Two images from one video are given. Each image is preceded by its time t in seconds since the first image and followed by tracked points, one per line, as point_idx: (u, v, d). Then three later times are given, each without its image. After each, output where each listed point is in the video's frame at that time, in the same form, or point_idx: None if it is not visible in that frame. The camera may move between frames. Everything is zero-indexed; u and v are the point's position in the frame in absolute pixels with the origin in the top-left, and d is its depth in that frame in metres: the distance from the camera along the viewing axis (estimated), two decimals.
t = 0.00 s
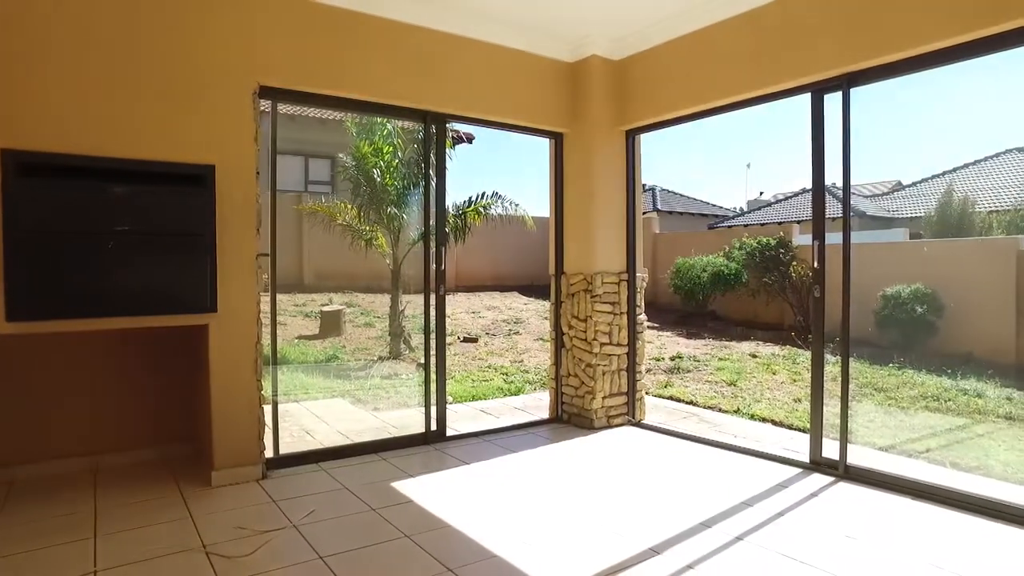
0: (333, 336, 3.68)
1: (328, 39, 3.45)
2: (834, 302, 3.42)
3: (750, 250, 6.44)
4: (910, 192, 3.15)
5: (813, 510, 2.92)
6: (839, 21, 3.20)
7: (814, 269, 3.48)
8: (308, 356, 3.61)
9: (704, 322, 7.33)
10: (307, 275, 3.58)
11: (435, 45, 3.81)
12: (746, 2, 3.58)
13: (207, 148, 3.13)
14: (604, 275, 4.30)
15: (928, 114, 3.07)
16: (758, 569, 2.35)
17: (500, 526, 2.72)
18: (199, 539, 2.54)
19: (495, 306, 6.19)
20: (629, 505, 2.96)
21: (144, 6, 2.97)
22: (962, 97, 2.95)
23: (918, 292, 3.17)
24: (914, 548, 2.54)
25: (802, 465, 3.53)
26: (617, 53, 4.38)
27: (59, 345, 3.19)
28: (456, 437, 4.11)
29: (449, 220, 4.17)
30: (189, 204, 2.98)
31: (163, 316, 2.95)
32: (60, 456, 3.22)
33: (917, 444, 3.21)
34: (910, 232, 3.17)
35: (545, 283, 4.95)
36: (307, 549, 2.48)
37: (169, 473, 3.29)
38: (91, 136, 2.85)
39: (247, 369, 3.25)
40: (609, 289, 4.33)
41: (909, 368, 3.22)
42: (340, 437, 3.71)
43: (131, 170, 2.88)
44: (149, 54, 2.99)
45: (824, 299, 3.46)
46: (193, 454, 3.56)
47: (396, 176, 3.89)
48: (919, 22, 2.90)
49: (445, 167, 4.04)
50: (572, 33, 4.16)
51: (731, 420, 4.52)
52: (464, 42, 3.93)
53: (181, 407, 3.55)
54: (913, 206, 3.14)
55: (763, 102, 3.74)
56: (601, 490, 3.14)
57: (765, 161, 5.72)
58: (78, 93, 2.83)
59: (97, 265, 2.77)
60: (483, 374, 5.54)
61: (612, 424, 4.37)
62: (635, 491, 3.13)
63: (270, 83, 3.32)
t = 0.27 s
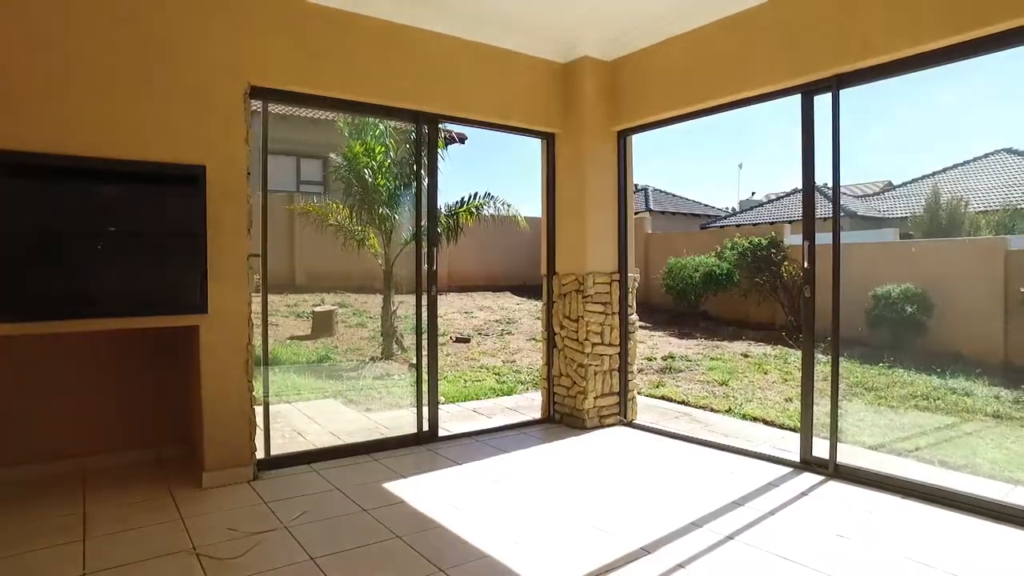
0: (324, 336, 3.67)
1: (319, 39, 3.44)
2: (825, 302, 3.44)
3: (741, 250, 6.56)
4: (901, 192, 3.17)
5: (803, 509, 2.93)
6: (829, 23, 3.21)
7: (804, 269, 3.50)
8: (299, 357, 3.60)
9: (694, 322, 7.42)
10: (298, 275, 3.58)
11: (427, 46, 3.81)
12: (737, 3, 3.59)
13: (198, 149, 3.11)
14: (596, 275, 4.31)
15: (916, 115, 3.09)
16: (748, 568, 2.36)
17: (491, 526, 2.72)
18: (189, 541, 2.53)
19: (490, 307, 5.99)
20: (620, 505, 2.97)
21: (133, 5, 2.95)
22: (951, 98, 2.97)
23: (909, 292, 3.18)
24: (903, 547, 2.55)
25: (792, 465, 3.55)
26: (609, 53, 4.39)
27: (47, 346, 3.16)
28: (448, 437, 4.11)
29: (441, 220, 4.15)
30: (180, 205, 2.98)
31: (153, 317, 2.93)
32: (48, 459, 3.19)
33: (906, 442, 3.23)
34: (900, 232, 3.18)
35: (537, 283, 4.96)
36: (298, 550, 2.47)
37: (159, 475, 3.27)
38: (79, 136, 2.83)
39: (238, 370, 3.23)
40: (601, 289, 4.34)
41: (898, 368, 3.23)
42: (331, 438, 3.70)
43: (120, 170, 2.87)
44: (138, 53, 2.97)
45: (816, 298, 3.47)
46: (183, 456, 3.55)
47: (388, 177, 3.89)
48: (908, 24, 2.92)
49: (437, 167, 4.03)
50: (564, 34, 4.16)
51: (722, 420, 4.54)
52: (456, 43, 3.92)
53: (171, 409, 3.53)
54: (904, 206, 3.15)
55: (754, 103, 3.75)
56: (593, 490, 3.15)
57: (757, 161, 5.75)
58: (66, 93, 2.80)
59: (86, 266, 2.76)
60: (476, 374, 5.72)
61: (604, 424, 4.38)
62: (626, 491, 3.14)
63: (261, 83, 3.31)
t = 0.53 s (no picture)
0: (317, 337, 3.66)
1: (311, 39, 3.44)
2: (816, 302, 3.43)
3: (733, 251, 6.57)
4: (891, 192, 3.19)
5: (795, 508, 2.94)
6: (821, 24, 3.23)
7: (795, 269, 3.51)
8: (291, 358, 3.59)
9: (688, 322, 7.46)
10: (291, 276, 3.57)
11: (419, 46, 3.81)
12: (729, 4, 3.61)
13: (189, 149, 3.10)
14: (588, 275, 4.32)
15: (906, 116, 3.11)
16: (740, 567, 2.37)
17: (484, 526, 2.72)
18: (181, 543, 2.52)
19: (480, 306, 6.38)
20: (612, 505, 2.97)
21: (123, 4, 2.93)
22: (939, 99, 2.99)
23: (898, 292, 3.21)
24: (893, 545, 2.57)
25: (783, 464, 3.56)
26: (602, 54, 4.40)
27: (36, 348, 3.14)
28: (440, 437, 4.11)
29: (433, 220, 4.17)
30: (171, 205, 2.96)
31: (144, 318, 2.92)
32: (38, 461, 3.17)
33: (896, 441, 3.25)
34: (890, 232, 3.20)
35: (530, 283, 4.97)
36: (290, 551, 2.47)
37: (150, 477, 3.26)
38: (69, 136, 2.81)
39: (230, 371, 3.22)
40: (593, 289, 4.35)
41: (889, 367, 3.25)
42: (324, 439, 3.69)
43: (111, 170, 2.85)
44: (129, 53, 2.95)
45: (807, 298, 3.46)
46: (174, 457, 3.53)
47: (381, 177, 3.88)
48: (898, 26, 2.94)
49: (429, 167, 4.03)
50: (557, 34, 4.17)
51: (715, 419, 4.56)
52: (448, 43, 3.92)
53: (162, 410, 3.51)
54: (894, 206, 3.17)
55: (745, 104, 3.76)
56: (585, 490, 3.15)
57: (749, 161, 5.78)
58: (56, 92, 2.78)
59: (74, 266, 2.73)
60: (468, 374, 5.57)
61: (596, 424, 4.39)
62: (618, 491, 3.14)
63: (252, 83, 3.29)
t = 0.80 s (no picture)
0: (307, 337, 3.65)
1: (302, 38, 3.43)
2: (804, 302, 3.48)
3: (723, 250, 6.78)
4: (880, 192, 3.21)
5: (784, 506, 2.96)
6: (810, 25, 3.25)
7: (784, 269, 3.55)
8: (282, 359, 3.58)
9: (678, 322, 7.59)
10: (281, 275, 3.56)
11: (410, 45, 3.80)
12: (719, 5, 3.62)
13: (178, 149, 3.08)
14: (579, 275, 4.33)
15: (893, 117, 3.14)
16: (730, 565, 2.38)
17: (475, 526, 2.73)
18: (170, 545, 2.51)
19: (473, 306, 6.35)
20: (603, 504, 2.98)
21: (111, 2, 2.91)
22: (926, 101, 3.01)
23: (887, 292, 3.23)
24: (881, 543, 2.59)
25: (773, 463, 3.58)
26: (593, 55, 4.41)
27: (23, 349, 3.11)
28: (431, 437, 4.10)
29: (423, 219, 4.15)
30: (159, 205, 2.95)
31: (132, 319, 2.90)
32: (25, 463, 3.15)
33: (884, 439, 3.28)
34: (879, 232, 3.22)
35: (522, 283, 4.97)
36: (280, 553, 2.46)
37: (139, 479, 3.24)
38: (56, 135, 2.79)
39: (220, 371, 3.21)
40: (584, 289, 4.36)
41: (877, 366, 3.27)
42: (314, 440, 3.68)
43: (99, 169, 2.83)
44: (117, 52, 2.93)
45: (795, 298, 3.52)
46: (164, 458, 3.51)
47: (372, 177, 3.87)
48: (886, 28, 2.96)
49: (420, 167, 4.02)
50: (548, 34, 4.17)
51: (705, 418, 4.58)
52: (440, 43, 3.92)
53: (151, 412, 3.49)
54: (883, 206, 3.19)
55: (735, 104, 3.78)
56: (576, 490, 3.16)
57: (740, 161, 5.81)
58: (42, 91, 2.76)
59: (62, 266, 2.71)
60: (459, 374, 5.77)
61: (587, 424, 4.40)
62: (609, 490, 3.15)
63: (242, 82, 3.28)
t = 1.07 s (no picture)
0: (296, 338, 3.64)
1: (290, 38, 3.41)
2: (791, 301, 3.51)
3: (711, 250, 6.91)
4: (868, 192, 3.23)
5: (774, 505, 2.97)
6: (798, 26, 3.27)
7: (772, 268, 3.57)
8: (271, 360, 3.57)
9: (668, 321, 7.76)
10: (271, 276, 3.55)
11: (399, 45, 3.79)
12: (707, 6, 3.63)
13: (164, 148, 3.06)
14: (568, 275, 4.33)
15: (879, 118, 3.16)
16: (719, 564, 2.40)
17: (465, 527, 2.73)
18: (157, 548, 2.49)
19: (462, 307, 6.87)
20: (593, 504, 2.98)
21: None
22: (912, 102, 3.04)
23: (876, 291, 3.24)
24: (868, 540, 2.61)
25: (762, 461, 3.61)
26: (583, 55, 4.42)
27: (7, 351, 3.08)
28: (421, 438, 4.10)
29: (411, 220, 4.19)
30: (146, 205, 2.92)
31: (119, 320, 2.88)
32: (9, 467, 3.11)
33: (871, 438, 3.30)
34: (866, 231, 3.25)
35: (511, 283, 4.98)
36: (269, 555, 2.45)
37: (126, 481, 3.21)
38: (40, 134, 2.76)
39: (208, 373, 3.19)
40: (573, 289, 4.37)
41: (864, 365, 3.30)
42: (303, 441, 3.67)
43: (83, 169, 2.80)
44: (102, 50, 2.90)
45: (783, 297, 3.54)
46: (151, 461, 3.49)
47: (362, 177, 3.86)
48: (873, 29, 2.99)
49: (409, 167, 4.01)
50: (538, 34, 4.18)
51: (695, 417, 4.60)
52: (429, 43, 3.92)
53: (138, 414, 3.46)
54: (871, 206, 3.21)
55: (723, 105, 3.80)
56: (566, 489, 3.16)
57: (729, 161, 5.85)
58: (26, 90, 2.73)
59: (45, 267, 2.68)
60: (449, 373, 5.81)
61: (577, 423, 4.41)
62: (598, 490, 3.16)
63: (229, 82, 3.26)
